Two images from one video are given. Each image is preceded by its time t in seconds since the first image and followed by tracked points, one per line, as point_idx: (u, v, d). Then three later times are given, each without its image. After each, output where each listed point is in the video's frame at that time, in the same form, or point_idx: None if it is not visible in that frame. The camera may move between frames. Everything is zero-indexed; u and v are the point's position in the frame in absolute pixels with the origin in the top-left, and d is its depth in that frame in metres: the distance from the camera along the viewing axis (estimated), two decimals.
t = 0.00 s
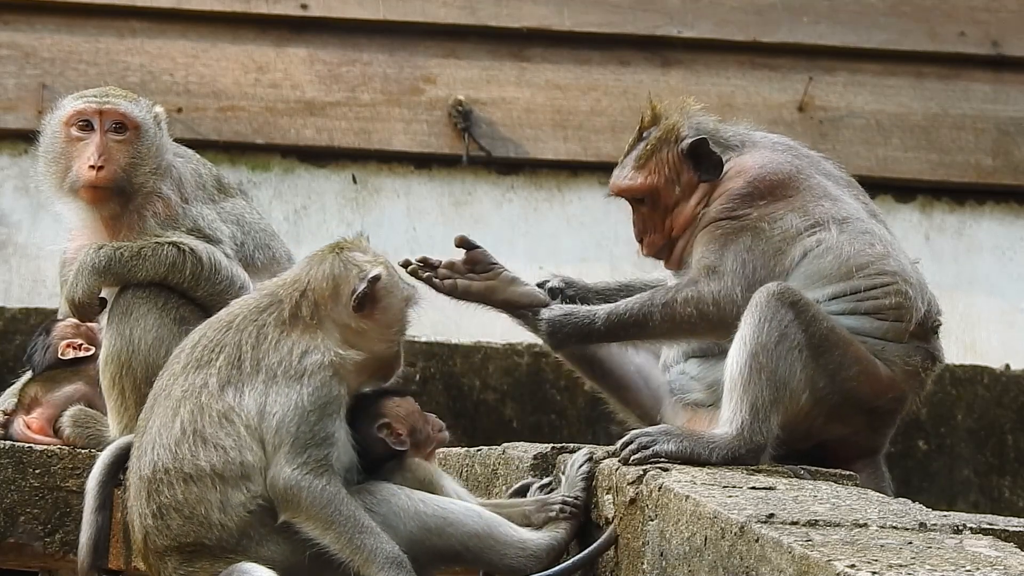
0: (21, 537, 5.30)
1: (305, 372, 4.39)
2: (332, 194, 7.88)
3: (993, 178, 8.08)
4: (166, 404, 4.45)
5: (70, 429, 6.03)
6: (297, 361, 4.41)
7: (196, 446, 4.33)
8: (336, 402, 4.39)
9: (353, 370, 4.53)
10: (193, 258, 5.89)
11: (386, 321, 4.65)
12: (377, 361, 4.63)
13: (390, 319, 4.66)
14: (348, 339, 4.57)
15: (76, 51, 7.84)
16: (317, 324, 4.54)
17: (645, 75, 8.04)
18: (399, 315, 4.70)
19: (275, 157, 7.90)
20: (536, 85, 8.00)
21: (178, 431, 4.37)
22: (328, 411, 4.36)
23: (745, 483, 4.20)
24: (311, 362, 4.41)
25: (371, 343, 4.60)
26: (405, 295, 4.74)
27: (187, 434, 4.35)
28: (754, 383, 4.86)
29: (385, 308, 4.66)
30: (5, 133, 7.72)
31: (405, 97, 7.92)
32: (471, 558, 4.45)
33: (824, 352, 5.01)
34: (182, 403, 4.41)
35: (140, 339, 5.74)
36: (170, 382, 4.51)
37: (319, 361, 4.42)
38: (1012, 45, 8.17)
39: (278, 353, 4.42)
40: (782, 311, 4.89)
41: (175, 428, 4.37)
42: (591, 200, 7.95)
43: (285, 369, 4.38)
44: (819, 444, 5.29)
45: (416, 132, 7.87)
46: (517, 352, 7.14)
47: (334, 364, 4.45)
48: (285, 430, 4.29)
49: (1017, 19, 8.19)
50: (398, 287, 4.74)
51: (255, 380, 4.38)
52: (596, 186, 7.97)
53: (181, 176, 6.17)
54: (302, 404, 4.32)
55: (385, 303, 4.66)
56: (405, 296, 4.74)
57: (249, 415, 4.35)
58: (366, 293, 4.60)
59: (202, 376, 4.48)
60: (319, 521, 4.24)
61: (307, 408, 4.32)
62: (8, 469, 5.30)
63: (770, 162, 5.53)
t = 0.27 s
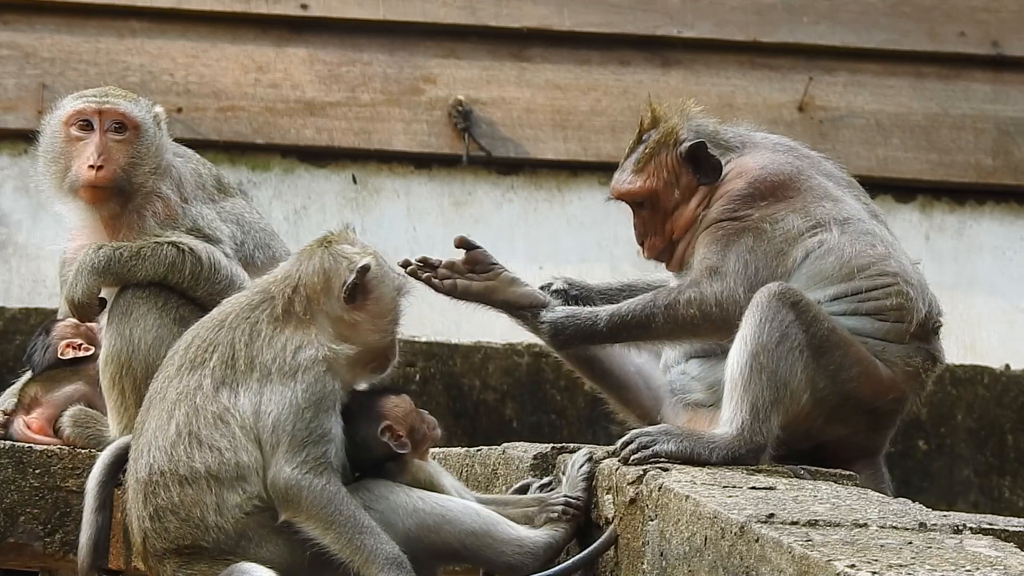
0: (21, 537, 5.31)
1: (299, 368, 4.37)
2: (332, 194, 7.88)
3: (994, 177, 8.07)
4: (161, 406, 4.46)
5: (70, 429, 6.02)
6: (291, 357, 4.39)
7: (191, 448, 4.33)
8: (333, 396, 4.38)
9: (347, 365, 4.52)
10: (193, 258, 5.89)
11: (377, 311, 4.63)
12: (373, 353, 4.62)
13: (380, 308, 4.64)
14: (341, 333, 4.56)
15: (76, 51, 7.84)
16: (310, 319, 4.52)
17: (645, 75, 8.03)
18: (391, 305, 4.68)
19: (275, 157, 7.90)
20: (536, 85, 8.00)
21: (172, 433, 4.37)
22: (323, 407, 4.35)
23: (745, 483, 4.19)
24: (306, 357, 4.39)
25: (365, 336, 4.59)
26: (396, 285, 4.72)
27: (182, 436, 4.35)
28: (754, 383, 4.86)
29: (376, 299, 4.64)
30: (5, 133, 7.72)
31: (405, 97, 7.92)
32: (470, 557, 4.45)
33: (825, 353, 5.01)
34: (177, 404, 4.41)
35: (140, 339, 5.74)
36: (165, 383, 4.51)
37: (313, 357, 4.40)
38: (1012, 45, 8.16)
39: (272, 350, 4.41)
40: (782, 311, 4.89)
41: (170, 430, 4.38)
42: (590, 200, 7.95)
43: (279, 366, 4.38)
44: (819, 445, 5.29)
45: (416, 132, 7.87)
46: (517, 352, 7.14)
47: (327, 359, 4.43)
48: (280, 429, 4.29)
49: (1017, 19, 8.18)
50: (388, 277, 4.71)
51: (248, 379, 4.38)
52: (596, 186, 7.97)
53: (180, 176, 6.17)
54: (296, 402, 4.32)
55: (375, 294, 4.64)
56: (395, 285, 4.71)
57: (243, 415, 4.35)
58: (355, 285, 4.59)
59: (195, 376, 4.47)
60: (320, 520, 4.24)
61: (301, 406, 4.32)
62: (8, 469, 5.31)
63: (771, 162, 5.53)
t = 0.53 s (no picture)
0: (21, 537, 5.30)
1: (303, 362, 4.37)
2: (332, 194, 7.88)
3: (994, 177, 8.08)
4: (163, 401, 4.46)
5: (71, 429, 6.03)
6: (294, 352, 4.39)
7: (192, 441, 4.33)
8: (337, 389, 4.37)
9: (349, 364, 4.50)
10: (195, 260, 5.90)
11: (383, 313, 4.61)
12: (377, 354, 4.59)
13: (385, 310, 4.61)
14: (345, 333, 4.54)
15: (76, 51, 7.84)
16: (313, 317, 4.50)
17: (645, 75, 8.04)
18: (397, 306, 4.65)
19: (275, 157, 7.90)
20: (536, 85, 8.00)
21: (174, 427, 4.37)
22: (329, 399, 4.33)
23: (745, 483, 4.19)
24: (310, 352, 4.39)
25: (369, 337, 4.56)
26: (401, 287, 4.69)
27: (184, 429, 4.35)
28: (754, 383, 4.86)
29: (380, 299, 4.62)
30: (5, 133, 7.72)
31: (405, 97, 7.92)
32: (470, 556, 4.44)
33: (825, 352, 5.01)
34: (179, 399, 4.42)
35: (141, 340, 5.74)
36: (169, 379, 4.52)
37: (316, 352, 4.40)
38: (1012, 45, 8.17)
39: (276, 345, 4.41)
40: (782, 311, 4.89)
41: (172, 424, 4.38)
42: (590, 201, 7.95)
43: (283, 360, 4.37)
44: (819, 445, 5.29)
45: (416, 132, 7.87)
46: (517, 352, 7.14)
47: (330, 356, 4.42)
48: (283, 420, 4.28)
49: (1017, 19, 8.19)
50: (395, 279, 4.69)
51: (252, 373, 4.38)
52: (596, 186, 7.98)
53: (176, 175, 6.14)
54: (300, 394, 4.31)
55: (380, 295, 4.62)
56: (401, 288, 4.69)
57: (246, 409, 4.35)
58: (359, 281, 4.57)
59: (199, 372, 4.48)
60: (329, 508, 4.21)
61: (306, 397, 4.30)
62: (8, 469, 5.30)
63: (769, 162, 5.53)
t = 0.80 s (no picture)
0: (21, 538, 5.30)
1: (318, 358, 4.33)
2: (332, 194, 7.88)
3: (994, 177, 8.08)
4: (177, 394, 4.43)
5: (71, 429, 6.03)
6: (310, 348, 4.36)
7: (202, 433, 4.30)
8: (352, 386, 4.32)
9: (368, 364, 4.47)
10: (187, 257, 5.87)
11: (402, 319, 4.59)
12: (392, 360, 4.57)
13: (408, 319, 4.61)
14: (364, 336, 4.51)
15: (76, 51, 7.84)
16: (332, 318, 4.48)
17: (645, 75, 8.03)
18: (417, 315, 4.64)
19: (275, 157, 7.90)
20: (536, 85, 8.00)
21: (184, 418, 4.34)
22: (344, 395, 4.28)
23: (745, 483, 4.19)
24: (325, 349, 4.36)
25: (387, 344, 4.53)
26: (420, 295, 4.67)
27: (195, 421, 4.32)
28: (753, 383, 4.86)
29: (398, 305, 4.60)
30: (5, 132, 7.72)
31: (405, 97, 7.92)
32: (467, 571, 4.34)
33: (825, 352, 5.01)
34: (191, 391, 4.39)
35: (140, 339, 5.75)
36: (184, 373, 4.50)
37: (332, 348, 4.37)
38: (1012, 45, 8.17)
39: (293, 341, 4.38)
40: (781, 311, 4.89)
41: (183, 416, 4.35)
42: (590, 201, 7.95)
43: (298, 356, 4.34)
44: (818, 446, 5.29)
45: (416, 132, 7.87)
46: (517, 352, 7.14)
47: (347, 353, 4.39)
48: (294, 414, 4.23)
49: (1017, 19, 8.19)
50: (414, 287, 4.68)
51: (267, 368, 4.35)
52: (596, 186, 7.97)
53: (166, 172, 6.17)
54: (314, 386, 4.26)
55: (399, 301, 4.61)
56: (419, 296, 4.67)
57: (259, 403, 4.31)
58: (380, 283, 4.56)
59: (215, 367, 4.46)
60: (337, 503, 4.16)
61: (321, 391, 4.25)
62: (8, 469, 5.30)
63: (768, 162, 5.53)
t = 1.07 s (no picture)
0: (21, 538, 5.30)
1: (316, 360, 4.33)
2: (332, 194, 7.88)
3: (994, 177, 8.08)
4: (178, 396, 4.44)
5: (71, 429, 6.03)
6: (309, 349, 4.35)
7: (202, 435, 4.29)
8: (349, 388, 4.33)
9: (367, 365, 4.47)
10: (189, 258, 5.88)
11: (401, 319, 4.58)
12: (392, 360, 4.55)
13: (408, 317, 4.60)
14: (363, 336, 4.50)
15: (76, 51, 7.84)
16: (331, 318, 4.47)
17: (645, 75, 8.03)
18: (417, 315, 4.63)
19: (275, 157, 7.90)
20: (535, 85, 8.00)
21: (185, 420, 4.34)
22: (340, 398, 4.29)
23: (745, 483, 4.19)
24: (324, 350, 4.35)
25: (387, 344, 4.52)
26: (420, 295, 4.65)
27: (195, 423, 4.32)
28: (754, 383, 4.86)
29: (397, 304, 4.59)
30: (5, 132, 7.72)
31: (405, 97, 7.92)
32: None
33: (824, 352, 5.01)
34: (192, 393, 4.38)
35: (141, 339, 5.75)
36: (185, 375, 4.50)
37: (331, 350, 4.36)
38: (1012, 45, 8.17)
39: (291, 343, 4.37)
40: (781, 311, 4.89)
41: (183, 417, 4.35)
42: (590, 201, 7.94)
43: (296, 358, 4.33)
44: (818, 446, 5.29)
45: (416, 132, 7.87)
46: (517, 352, 7.14)
47: (345, 354, 4.39)
48: (291, 418, 4.22)
49: (1017, 19, 8.19)
50: (413, 287, 4.67)
51: (266, 370, 4.34)
52: (596, 186, 7.97)
53: (169, 173, 6.17)
54: (312, 390, 4.26)
55: (398, 301, 4.60)
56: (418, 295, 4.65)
57: (258, 406, 4.30)
58: (375, 282, 4.56)
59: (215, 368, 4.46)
60: (332, 508, 4.15)
61: (318, 394, 4.25)
62: (8, 469, 5.30)
63: (766, 163, 5.54)
